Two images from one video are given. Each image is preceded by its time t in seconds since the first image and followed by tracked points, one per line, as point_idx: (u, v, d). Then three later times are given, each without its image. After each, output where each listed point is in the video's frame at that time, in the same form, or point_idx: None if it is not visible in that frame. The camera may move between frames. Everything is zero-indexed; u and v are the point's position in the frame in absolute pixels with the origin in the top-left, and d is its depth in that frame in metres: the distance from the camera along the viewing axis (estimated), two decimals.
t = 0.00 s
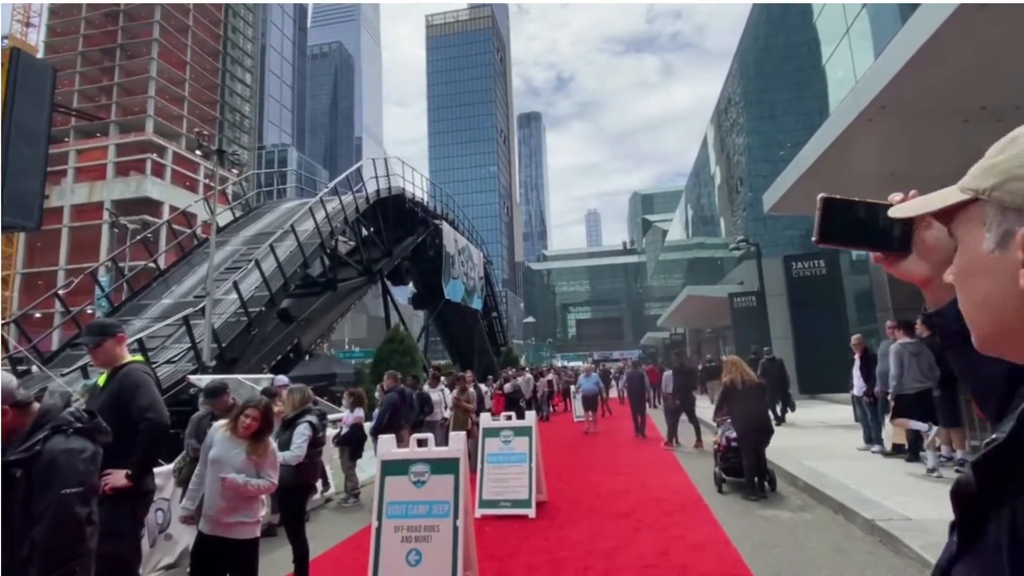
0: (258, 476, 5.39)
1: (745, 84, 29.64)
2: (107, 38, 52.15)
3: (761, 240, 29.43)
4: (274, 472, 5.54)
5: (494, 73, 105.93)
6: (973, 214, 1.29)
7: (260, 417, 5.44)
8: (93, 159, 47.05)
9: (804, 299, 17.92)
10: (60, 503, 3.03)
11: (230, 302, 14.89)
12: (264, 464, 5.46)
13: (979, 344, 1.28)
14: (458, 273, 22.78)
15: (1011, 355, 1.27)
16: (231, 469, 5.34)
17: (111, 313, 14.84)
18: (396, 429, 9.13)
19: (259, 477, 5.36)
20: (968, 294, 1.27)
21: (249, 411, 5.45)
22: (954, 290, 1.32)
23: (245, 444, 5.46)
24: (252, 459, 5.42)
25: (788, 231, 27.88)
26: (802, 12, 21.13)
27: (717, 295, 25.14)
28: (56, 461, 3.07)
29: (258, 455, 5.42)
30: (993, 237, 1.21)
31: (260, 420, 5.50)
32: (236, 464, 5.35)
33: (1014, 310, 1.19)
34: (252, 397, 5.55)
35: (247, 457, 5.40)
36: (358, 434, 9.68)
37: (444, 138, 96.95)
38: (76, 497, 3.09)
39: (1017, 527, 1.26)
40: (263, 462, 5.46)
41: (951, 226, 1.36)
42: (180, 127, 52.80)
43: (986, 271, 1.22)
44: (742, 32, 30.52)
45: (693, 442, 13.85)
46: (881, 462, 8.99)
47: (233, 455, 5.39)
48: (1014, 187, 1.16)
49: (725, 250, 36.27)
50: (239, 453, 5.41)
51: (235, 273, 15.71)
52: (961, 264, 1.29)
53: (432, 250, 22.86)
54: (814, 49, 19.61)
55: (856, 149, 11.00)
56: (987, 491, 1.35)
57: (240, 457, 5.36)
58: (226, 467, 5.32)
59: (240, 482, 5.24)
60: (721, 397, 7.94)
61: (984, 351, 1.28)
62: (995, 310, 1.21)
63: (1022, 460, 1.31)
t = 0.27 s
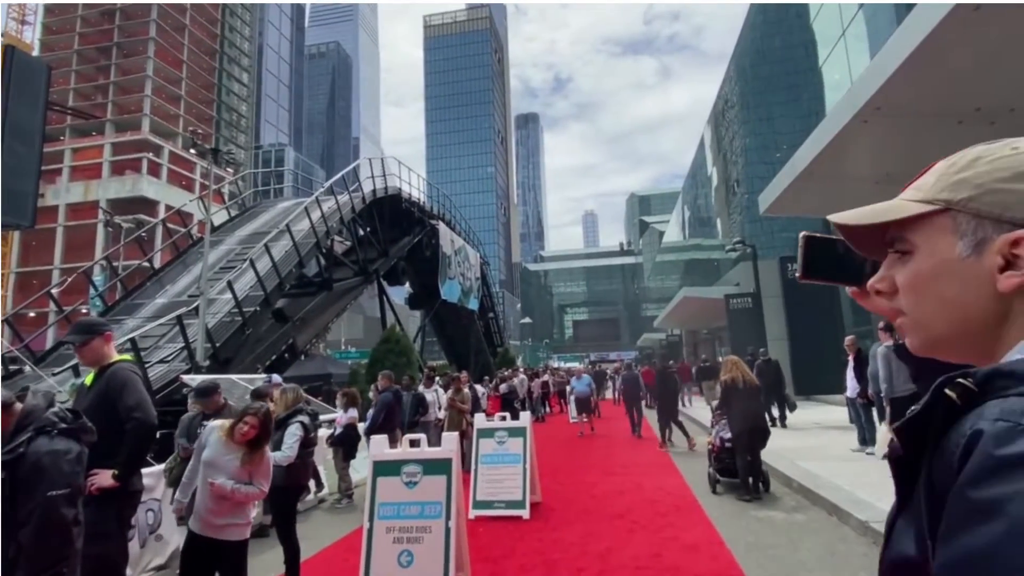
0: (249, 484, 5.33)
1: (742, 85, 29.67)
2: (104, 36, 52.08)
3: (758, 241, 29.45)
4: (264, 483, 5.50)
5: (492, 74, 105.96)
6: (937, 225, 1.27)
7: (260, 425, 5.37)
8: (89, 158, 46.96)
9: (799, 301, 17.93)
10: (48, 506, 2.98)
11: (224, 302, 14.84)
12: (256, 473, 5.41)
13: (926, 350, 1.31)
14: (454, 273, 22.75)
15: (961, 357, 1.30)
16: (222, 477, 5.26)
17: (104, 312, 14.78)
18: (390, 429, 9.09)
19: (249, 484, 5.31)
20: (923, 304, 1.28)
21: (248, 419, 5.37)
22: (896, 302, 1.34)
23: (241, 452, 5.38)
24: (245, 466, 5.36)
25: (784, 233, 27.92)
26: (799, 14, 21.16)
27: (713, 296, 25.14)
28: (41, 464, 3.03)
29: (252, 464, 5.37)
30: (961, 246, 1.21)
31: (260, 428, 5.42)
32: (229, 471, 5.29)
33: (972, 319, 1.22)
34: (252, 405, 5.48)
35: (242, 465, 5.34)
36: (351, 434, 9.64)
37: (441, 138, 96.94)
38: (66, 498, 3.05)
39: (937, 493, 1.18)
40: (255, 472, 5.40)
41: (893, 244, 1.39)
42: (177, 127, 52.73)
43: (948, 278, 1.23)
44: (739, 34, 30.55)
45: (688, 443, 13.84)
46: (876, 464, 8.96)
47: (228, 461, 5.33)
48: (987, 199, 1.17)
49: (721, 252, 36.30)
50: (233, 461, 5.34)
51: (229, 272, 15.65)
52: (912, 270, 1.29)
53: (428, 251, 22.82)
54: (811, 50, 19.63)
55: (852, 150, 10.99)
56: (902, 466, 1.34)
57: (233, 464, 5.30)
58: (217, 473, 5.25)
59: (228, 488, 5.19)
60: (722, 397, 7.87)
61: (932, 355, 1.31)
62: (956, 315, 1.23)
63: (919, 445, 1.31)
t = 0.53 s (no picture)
0: (244, 487, 5.28)
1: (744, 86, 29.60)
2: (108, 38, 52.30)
3: (760, 242, 29.37)
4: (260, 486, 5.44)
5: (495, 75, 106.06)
6: (904, 229, 1.33)
7: (255, 429, 5.30)
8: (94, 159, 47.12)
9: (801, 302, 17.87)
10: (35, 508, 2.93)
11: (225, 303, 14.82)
12: (250, 476, 5.35)
13: (892, 348, 1.37)
14: (456, 274, 22.70)
15: (922, 355, 1.37)
16: (217, 481, 5.19)
17: (106, 312, 14.80)
18: (391, 430, 9.03)
19: (244, 488, 5.25)
20: (889, 306, 1.34)
21: (245, 423, 5.29)
22: (863, 303, 1.40)
23: (238, 456, 5.32)
24: (240, 470, 5.31)
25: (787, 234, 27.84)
26: (801, 15, 21.11)
27: (714, 298, 25.05)
28: (27, 465, 2.98)
29: (248, 467, 5.32)
30: (931, 248, 1.27)
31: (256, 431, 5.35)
32: (224, 475, 5.23)
33: (937, 321, 1.29)
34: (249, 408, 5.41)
35: (237, 469, 5.29)
36: (350, 436, 9.59)
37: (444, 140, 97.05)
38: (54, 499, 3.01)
39: (892, 478, 1.20)
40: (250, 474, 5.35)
41: (862, 249, 1.46)
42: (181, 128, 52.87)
43: (915, 281, 1.29)
44: (741, 35, 30.48)
45: (689, 445, 13.77)
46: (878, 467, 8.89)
47: (224, 465, 5.27)
48: (952, 205, 1.23)
49: (723, 253, 36.23)
50: (229, 465, 5.28)
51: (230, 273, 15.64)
52: (882, 273, 1.35)
53: (430, 252, 22.77)
54: (813, 51, 19.58)
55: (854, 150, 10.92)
56: (865, 459, 1.34)
57: (228, 467, 5.25)
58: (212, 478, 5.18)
59: (222, 492, 5.12)
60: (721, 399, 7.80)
61: (898, 353, 1.37)
62: (926, 315, 1.29)
63: (879, 437, 1.31)
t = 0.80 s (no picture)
0: (247, 494, 5.20)
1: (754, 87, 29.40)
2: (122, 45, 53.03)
3: (771, 243, 29.15)
4: (265, 492, 5.36)
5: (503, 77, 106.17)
6: (865, 247, 1.48)
7: (256, 432, 5.23)
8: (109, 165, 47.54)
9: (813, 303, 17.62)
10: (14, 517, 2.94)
11: (234, 306, 14.83)
12: (255, 482, 5.29)
13: (861, 355, 1.48)
14: (465, 276, 22.65)
15: (890, 365, 1.47)
16: (221, 486, 5.14)
17: (117, 315, 14.90)
18: (400, 433, 8.96)
19: (248, 494, 5.19)
20: (855, 318, 1.49)
21: (244, 425, 5.21)
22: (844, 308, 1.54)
23: (241, 461, 5.26)
24: (244, 475, 5.25)
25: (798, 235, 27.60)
26: (812, 14, 20.89)
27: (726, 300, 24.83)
28: (16, 471, 3.01)
29: (251, 473, 5.27)
30: (884, 264, 1.41)
31: (258, 433, 5.28)
32: (227, 481, 5.16)
33: (892, 333, 1.41)
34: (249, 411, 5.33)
35: (240, 474, 5.22)
36: (357, 440, 9.53)
37: (453, 142, 97.21)
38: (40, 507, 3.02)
39: (857, 507, 1.21)
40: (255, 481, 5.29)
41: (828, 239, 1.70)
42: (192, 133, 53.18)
43: (869, 297, 1.44)
44: (751, 35, 30.27)
45: (700, 448, 13.63)
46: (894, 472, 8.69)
47: (228, 470, 5.21)
48: (899, 226, 1.33)
49: (734, 255, 36.01)
50: (232, 471, 5.21)
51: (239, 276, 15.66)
52: (850, 286, 1.50)
53: (438, 254, 22.70)
54: (824, 51, 19.40)
55: (867, 149, 10.76)
56: (832, 481, 1.35)
57: (231, 473, 5.19)
58: (215, 485, 5.11)
59: (226, 499, 5.06)
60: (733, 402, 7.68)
61: (870, 359, 1.48)
62: (880, 325, 1.43)
63: (847, 462, 1.32)
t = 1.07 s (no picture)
0: (262, 496, 5.15)
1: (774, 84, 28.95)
2: (145, 53, 53.95)
3: (793, 243, 28.68)
4: (282, 496, 5.28)
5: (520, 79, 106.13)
6: (847, 243, 1.55)
7: (265, 429, 5.19)
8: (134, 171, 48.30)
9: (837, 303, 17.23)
10: None
11: (253, 308, 14.89)
12: (271, 484, 5.22)
13: (843, 350, 1.55)
14: (482, 277, 22.56)
15: (866, 361, 1.53)
16: (235, 489, 5.10)
17: (140, 318, 15.07)
18: (417, 436, 8.89)
19: (263, 497, 5.13)
20: (836, 308, 1.54)
21: (252, 423, 5.17)
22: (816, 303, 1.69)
23: (255, 461, 5.21)
24: (261, 476, 5.20)
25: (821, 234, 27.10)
26: (834, 8, 20.49)
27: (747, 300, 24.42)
28: (6, 473, 3.13)
29: (266, 473, 5.20)
30: (859, 265, 1.46)
31: (268, 432, 5.23)
32: (241, 484, 5.10)
33: (863, 334, 1.48)
34: (258, 409, 5.29)
35: (256, 475, 5.16)
36: (375, 442, 9.49)
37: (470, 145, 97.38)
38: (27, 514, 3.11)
39: (804, 506, 1.25)
40: (272, 483, 5.22)
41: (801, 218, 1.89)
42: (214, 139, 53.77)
43: (844, 294, 1.52)
44: (770, 31, 29.83)
45: (721, 451, 13.39)
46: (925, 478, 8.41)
47: (239, 471, 5.15)
48: (877, 226, 1.35)
49: (755, 254, 35.51)
50: (247, 473, 5.16)
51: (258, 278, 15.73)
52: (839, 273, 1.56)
53: (455, 255, 22.63)
54: (846, 46, 19.02)
55: (892, 144, 10.49)
56: (786, 481, 1.41)
57: (247, 474, 5.14)
58: (229, 487, 5.08)
59: (241, 503, 5.01)
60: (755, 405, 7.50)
61: (852, 354, 1.54)
62: (852, 325, 1.50)
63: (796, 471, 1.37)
